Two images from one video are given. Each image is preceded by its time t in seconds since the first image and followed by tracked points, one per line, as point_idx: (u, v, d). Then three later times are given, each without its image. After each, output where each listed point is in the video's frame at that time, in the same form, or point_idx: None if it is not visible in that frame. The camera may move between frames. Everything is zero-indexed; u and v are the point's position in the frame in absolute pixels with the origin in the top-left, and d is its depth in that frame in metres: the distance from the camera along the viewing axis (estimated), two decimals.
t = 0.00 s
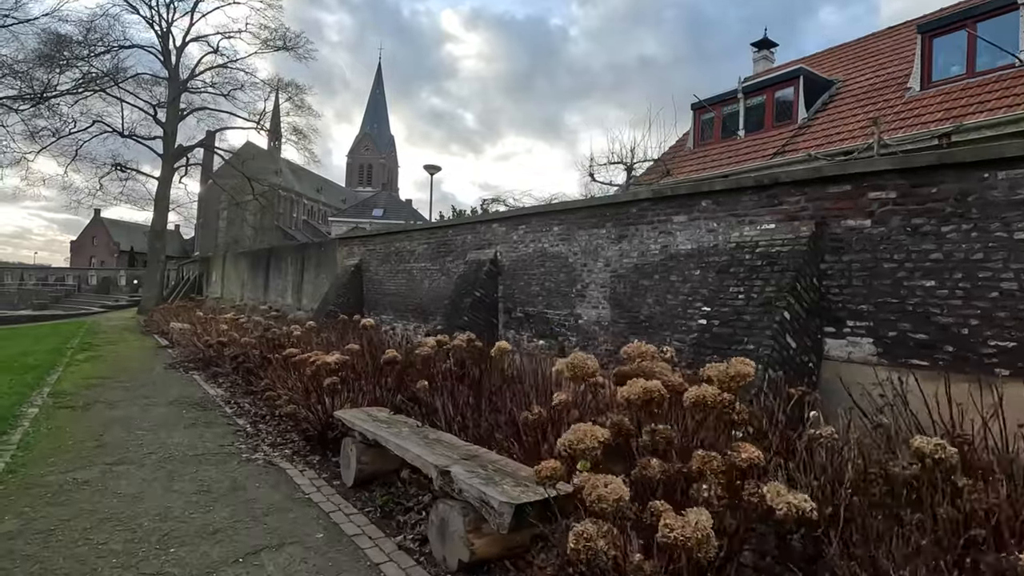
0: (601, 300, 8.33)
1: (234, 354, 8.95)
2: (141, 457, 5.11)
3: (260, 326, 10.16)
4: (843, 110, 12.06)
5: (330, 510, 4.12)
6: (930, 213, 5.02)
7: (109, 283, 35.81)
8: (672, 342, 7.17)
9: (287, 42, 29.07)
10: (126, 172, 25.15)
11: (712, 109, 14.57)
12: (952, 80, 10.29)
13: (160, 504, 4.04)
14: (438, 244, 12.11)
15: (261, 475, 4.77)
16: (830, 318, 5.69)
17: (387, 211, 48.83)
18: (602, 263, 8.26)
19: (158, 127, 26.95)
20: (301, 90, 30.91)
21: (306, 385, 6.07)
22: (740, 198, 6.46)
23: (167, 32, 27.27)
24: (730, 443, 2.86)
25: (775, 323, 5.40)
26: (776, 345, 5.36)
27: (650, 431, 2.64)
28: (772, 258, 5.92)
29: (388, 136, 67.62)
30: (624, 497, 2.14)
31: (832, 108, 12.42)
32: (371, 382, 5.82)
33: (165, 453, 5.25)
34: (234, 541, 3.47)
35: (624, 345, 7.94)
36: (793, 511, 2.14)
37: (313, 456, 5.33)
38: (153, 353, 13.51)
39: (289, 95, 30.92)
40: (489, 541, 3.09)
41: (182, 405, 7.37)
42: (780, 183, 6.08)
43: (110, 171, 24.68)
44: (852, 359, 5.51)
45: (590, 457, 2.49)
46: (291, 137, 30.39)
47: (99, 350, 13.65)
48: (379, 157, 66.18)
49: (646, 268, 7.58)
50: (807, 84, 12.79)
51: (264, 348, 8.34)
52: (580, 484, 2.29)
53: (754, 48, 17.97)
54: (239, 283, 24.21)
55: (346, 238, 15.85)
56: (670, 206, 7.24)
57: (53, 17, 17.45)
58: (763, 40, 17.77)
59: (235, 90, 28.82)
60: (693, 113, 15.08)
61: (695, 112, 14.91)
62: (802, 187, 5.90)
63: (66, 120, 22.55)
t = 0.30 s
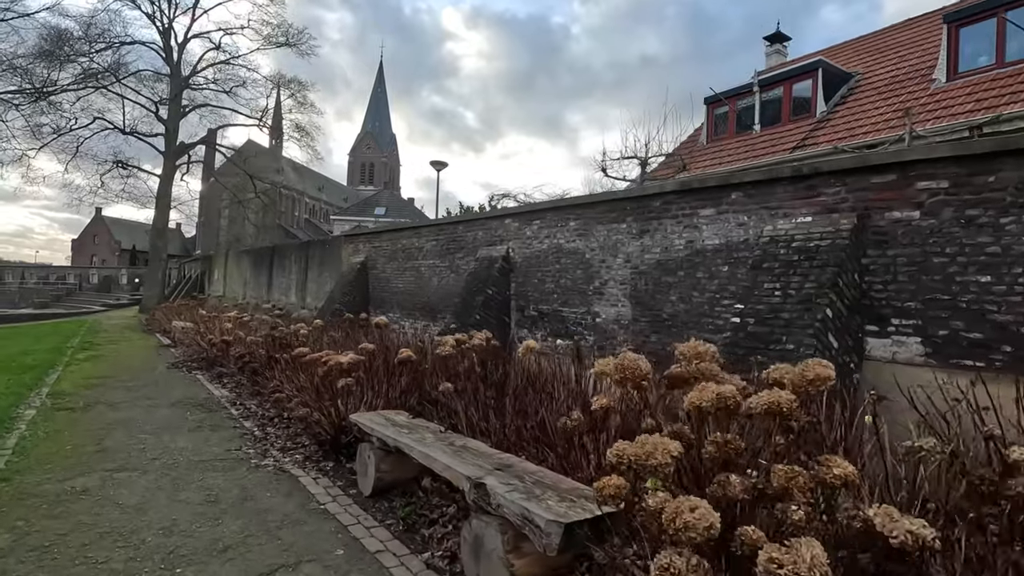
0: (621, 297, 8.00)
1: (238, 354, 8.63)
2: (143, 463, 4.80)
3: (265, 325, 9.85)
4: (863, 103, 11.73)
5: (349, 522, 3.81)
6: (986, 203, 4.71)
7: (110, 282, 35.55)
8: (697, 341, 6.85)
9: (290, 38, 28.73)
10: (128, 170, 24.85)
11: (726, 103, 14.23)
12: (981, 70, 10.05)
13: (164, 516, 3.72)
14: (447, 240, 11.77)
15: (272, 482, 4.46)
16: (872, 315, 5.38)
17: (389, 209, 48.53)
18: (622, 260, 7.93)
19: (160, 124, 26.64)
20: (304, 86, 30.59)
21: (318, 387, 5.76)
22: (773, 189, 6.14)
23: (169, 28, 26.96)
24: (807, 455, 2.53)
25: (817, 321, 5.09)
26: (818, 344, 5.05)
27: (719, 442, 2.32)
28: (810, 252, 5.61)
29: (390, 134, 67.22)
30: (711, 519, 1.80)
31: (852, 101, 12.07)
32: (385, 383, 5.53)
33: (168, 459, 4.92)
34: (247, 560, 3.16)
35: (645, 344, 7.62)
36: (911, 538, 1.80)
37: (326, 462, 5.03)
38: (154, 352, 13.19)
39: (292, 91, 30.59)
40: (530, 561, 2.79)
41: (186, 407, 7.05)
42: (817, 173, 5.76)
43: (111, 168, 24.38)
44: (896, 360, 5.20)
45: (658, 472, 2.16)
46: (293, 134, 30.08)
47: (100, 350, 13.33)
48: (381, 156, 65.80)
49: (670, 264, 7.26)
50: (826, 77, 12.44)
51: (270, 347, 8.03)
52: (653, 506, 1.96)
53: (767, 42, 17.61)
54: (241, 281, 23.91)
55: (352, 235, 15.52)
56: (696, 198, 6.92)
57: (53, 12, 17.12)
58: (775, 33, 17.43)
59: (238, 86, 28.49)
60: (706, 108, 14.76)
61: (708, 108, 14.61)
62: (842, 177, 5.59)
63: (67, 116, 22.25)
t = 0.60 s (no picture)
0: (636, 301, 7.71)
1: (238, 359, 8.30)
2: (139, 480, 4.46)
3: (266, 328, 9.52)
4: (879, 101, 11.46)
5: (366, 549, 3.49)
6: None
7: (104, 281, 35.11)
8: (721, 346, 6.57)
9: (288, 34, 28.33)
10: (123, 168, 24.44)
11: (736, 102, 13.94)
12: (1002, 67, 9.82)
13: (162, 545, 3.39)
14: (453, 241, 11.44)
15: (279, 503, 4.14)
16: (912, 322, 5.11)
17: (387, 208, 48.20)
18: (638, 262, 7.63)
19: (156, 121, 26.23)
20: (302, 84, 30.21)
21: (325, 395, 5.44)
22: (803, 189, 5.85)
23: (165, 24, 26.52)
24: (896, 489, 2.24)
25: (857, 328, 4.81)
26: (859, 353, 4.77)
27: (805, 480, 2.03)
28: (846, 255, 5.33)
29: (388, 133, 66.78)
30: None
31: (867, 100, 11.82)
32: (397, 395, 5.23)
33: (166, 475, 4.59)
34: None
35: (664, 350, 7.34)
36: None
37: (335, 478, 4.69)
38: (150, 355, 12.83)
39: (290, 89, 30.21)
40: None
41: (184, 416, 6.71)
42: (852, 173, 5.48)
43: (106, 166, 23.97)
44: (939, 370, 4.93)
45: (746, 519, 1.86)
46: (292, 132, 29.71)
47: (94, 352, 12.97)
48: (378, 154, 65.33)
49: (690, 267, 6.97)
50: (839, 74, 12.17)
51: (273, 353, 7.70)
52: (750, 564, 1.66)
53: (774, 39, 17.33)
54: (239, 281, 23.55)
55: (353, 235, 15.18)
56: (719, 199, 6.62)
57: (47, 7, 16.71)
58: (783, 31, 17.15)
59: (235, 84, 28.08)
60: (714, 108, 14.49)
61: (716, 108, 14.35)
62: (880, 176, 5.31)
63: (61, 113, 21.82)
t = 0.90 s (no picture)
0: (638, 301, 7.49)
1: (221, 362, 7.90)
2: (115, 496, 4.07)
3: (250, 330, 9.11)
4: (873, 99, 11.41)
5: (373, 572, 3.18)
6: None
7: (76, 282, 34.04)
8: (727, 347, 6.46)
9: (268, 30, 27.67)
10: (95, 165, 23.62)
11: (727, 100, 13.83)
12: (995, 66, 9.82)
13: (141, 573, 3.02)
14: (443, 240, 11.13)
15: (272, 521, 3.79)
16: (931, 320, 4.95)
17: (369, 209, 47.59)
18: (640, 260, 7.40)
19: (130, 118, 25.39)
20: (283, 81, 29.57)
21: (318, 403, 5.10)
22: (815, 184, 5.67)
23: (139, 17, 25.70)
24: (981, 507, 2.00)
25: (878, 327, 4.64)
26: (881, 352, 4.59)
27: (888, 498, 1.80)
28: (864, 252, 5.15)
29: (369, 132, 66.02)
30: None
31: (859, 98, 11.76)
32: (395, 402, 4.92)
33: (145, 490, 4.20)
34: None
35: (667, 350, 7.13)
36: None
37: (332, 492, 4.35)
38: (125, 358, 12.29)
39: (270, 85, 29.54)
40: None
41: (165, 424, 6.30)
42: (868, 167, 5.31)
43: (77, 163, 23.13)
44: (959, 370, 4.77)
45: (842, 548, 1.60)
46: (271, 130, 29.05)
47: (66, 356, 12.38)
48: (359, 154, 64.52)
49: (695, 265, 6.77)
50: (832, 73, 12.10)
51: (258, 357, 7.32)
52: None
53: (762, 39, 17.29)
54: (218, 282, 22.90)
55: (338, 234, 14.76)
56: (726, 194, 6.42)
57: None
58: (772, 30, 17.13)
59: (213, 80, 27.35)
60: (706, 107, 14.36)
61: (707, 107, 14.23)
62: (897, 170, 5.13)
63: (28, 107, 20.96)
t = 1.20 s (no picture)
0: (648, 303, 7.22)
1: (212, 367, 7.54)
2: (98, 518, 3.72)
3: (243, 334, 8.75)
4: (879, 98, 11.24)
5: None
6: None
7: (61, 283, 33.33)
8: (744, 352, 6.23)
9: (259, 27, 27.21)
10: (81, 163, 23.06)
11: (730, 99, 13.60)
12: (1006, 64, 9.65)
13: None
14: (442, 240, 10.81)
15: (272, 546, 3.46)
16: (965, 324, 4.71)
17: (362, 209, 47.16)
18: (651, 261, 7.13)
19: (117, 115, 24.84)
20: (274, 78, 29.12)
21: (318, 412, 4.77)
22: (840, 181, 5.42)
23: (127, 13, 25.15)
24: None
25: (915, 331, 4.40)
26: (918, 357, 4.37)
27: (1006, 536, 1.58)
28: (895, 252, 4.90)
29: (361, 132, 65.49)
30: None
31: (865, 96, 11.57)
32: (402, 412, 4.63)
33: (131, 510, 3.85)
34: None
35: (680, 355, 6.87)
36: None
37: (334, 510, 4.04)
38: (112, 363, 11.86)
39: (261, 83, 29.08)
40: None
41: (153, 434, 5.94)
42: (898, 163, 5.06)
43: (62, 161, 22.57)
44: (996, 376, 4.52)
45: None
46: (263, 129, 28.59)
47: (49, 360, 11.93)
48: (351, 154, 63.99)
49: (710, 265, 6.51)
50: (837, 71, 11.92)
51: (252, 362, 6.97)
52: None
53: (763, 37, 17.11)
54: (208, 283, 22.44)
55: (332, 234, 14.40)
56: (743, 192, 6.16)
57: None
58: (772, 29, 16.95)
59: (203, 77, 26.84)
60: (707, 106, 14.14)
61: (709, 106, 14.01)
62: (930, 166, 4.89)
63: (12, 104, 20.39)
